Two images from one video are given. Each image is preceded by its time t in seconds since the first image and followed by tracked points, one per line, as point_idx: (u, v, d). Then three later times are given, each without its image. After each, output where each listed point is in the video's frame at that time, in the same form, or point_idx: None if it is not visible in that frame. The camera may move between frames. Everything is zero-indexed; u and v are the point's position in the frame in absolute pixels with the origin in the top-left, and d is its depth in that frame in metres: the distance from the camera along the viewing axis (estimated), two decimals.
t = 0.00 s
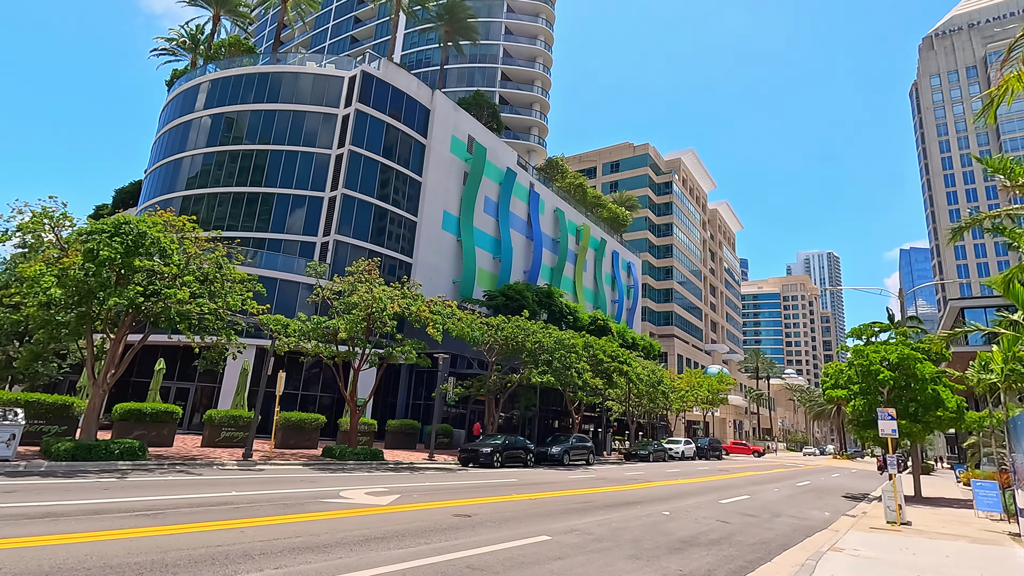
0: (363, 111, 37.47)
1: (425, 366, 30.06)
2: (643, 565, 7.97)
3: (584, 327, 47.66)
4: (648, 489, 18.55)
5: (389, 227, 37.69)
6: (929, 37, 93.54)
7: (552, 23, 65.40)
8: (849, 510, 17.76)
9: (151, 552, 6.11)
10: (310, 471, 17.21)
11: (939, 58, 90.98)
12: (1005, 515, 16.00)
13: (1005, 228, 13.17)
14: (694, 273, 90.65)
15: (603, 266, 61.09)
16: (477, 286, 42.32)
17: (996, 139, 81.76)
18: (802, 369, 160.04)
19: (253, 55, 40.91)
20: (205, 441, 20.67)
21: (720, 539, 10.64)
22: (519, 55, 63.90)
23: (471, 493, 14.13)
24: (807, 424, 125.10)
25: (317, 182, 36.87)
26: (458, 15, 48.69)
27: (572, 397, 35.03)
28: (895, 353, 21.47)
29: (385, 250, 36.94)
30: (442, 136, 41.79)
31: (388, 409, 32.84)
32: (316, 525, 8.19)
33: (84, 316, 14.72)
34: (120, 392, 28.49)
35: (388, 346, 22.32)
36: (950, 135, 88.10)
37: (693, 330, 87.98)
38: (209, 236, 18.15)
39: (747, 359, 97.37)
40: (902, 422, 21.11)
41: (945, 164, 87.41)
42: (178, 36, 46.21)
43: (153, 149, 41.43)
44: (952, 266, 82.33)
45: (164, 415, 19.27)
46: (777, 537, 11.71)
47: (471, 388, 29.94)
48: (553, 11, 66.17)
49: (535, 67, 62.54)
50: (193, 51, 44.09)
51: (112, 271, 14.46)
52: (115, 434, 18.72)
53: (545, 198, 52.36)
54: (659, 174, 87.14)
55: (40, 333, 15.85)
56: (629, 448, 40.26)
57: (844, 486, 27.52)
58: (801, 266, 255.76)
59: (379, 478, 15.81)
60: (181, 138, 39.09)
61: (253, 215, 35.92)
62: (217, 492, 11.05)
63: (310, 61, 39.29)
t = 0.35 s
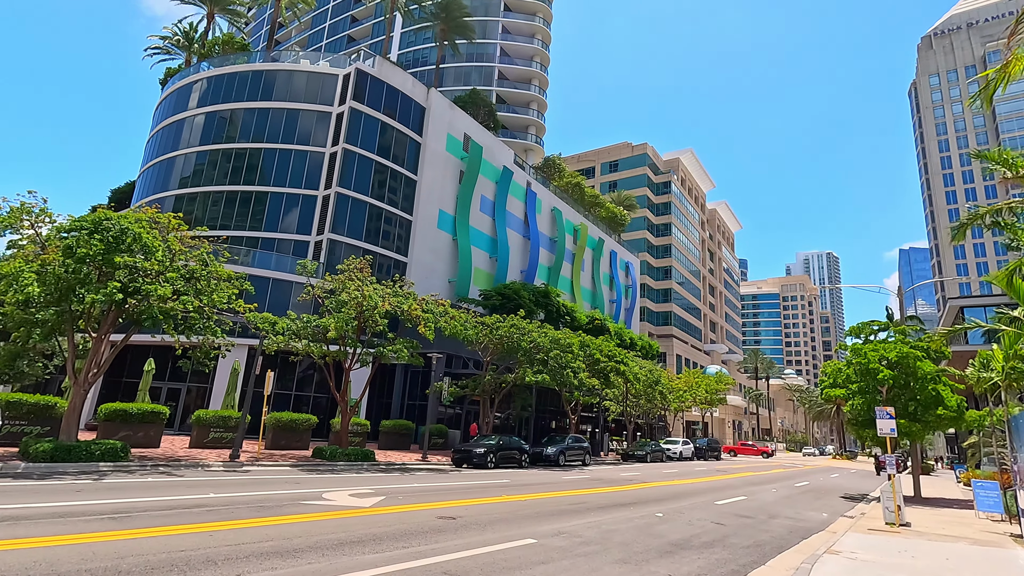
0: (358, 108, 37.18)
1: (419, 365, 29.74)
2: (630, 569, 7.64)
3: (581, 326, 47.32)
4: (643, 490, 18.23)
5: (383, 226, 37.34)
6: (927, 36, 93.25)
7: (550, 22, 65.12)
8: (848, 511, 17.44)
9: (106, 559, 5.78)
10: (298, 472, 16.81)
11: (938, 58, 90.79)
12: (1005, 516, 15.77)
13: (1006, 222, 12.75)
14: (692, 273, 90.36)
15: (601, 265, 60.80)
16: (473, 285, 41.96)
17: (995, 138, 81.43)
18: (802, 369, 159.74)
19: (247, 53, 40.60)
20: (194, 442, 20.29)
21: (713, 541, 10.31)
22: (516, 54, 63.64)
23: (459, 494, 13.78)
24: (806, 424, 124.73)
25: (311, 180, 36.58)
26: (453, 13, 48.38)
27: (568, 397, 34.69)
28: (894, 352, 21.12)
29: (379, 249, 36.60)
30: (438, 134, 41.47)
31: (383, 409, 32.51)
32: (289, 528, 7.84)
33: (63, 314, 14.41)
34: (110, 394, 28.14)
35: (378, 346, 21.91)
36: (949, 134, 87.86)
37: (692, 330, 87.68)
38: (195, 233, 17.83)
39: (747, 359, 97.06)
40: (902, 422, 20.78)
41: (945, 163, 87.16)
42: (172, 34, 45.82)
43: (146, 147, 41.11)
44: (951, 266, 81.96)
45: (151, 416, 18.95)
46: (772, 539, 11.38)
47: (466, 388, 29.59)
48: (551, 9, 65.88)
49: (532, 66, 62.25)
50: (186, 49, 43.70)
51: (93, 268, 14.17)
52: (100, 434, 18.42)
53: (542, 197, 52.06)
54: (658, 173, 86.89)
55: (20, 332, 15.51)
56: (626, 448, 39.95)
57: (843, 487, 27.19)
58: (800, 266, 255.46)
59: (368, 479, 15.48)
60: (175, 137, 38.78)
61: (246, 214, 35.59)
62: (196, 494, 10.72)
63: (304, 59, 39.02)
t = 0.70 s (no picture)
0: (351, 105, 36.82)
1: (412, 364, 29.37)
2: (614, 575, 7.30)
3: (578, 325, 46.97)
4: (637, 490, 17.89)
5: (377, 224, 36.97)
6: (926, 35, 93.11)
7: (547, 20, 64.82)
8: (845, 511, 17.11)
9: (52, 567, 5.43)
10: (285, 473, 16.40)
11: (936, 57, 90.58)
12: (1006, 517, 15.43)
13: (1007, 217, 12.39)
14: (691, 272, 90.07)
15: (599, 264, 60.48)
16: (468, 284, 41.59)
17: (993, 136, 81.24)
18: (801, 369, 159.43)
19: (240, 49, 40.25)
20: (180, 442, 19.85)
21: (705, 544, 9.97)
22: (513, 51, 63.35)
23: (446, 496, 13.41)
24: (805, 424, 124.40)
25: (304, 177, 36.23)
26: (448, 10, 48.10)
27: (564, 396, 34.35)
28: (893, 350, 20.82)
29: (373, 247, 36.24)
30: (433, 131, 41.11)
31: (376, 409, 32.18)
32: (257, 531, 7.49)
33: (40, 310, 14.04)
34: (99, 394, 27.81)
35: (368, 344, 21.50)
36: (948, 133, 87.58)
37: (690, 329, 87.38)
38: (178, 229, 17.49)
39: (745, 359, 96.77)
40: (900, 421, 20.46)
41: (944, 162, 86.87)
42: (165, 31, 45.43)
43: (138, 145, 40.73)
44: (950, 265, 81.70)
45: (135, 415, 18.59)
46: (766, 542, 11.03)
47: (460, 388, 29.23)
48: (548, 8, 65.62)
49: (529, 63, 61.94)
50: (179, 45, 43.33)
51: (70, 264, 13.79)
52: (82, 434, 18.06)
53: (538, 195, 51.72)
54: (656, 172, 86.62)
55: None
56: (623, 448, 39.62)
57: (841, 487, 26.83)
58: (798, 266, 255.26)
59: (354, 480, 15.12)
60: (167, 134, 38.39)
61: (238, 211, 35.25)
62: (171, 496, 10.36)
63: (298, 55, 38.74)
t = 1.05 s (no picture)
0: (343, 102, 36.53)
1: (404, 364, 29.08)
2: None
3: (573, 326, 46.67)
4: (628, 491, 17.58)
5: (370, 222, 36.63)
6: (922, 38, 93.21)
7: (543, 19, 64.61)
8: (838, 513, 16.82)
9: None
10: (270, 473, 16.07)
11: (933, 58, 90.63)
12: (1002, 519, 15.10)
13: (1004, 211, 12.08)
14: (688, 273, 89.85)
15: (595, 264, 60.21)
16: (462, 283, 41.27)
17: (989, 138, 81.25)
18: (799, 370, 159.29)
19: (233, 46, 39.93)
20: (164, 442, 19.45)
21: (692, 546, 9.66)
22: (509, 50, 63.14)
23: (429, 496, 13.05)
24: (803, 425, 124.14)
25: (296, 175, 35.92)
26: (443, 7, 47.68)
27: (558, 396, 34.09)
28: (887, 349, 20.58)
29: (365, 246, 35.91)
30: (427, 130, 40.82)
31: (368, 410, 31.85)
32: (220, 532, 7.15)
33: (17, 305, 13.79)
34: (87, 394, 27.45)
35: (357, 342, 21.15)
36: (944, 135, 87.60)
37: (687, 330, 87.11)
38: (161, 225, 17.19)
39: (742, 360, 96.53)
40: (895, 421, 20.20)
41: (940, 164, 86.89)
42: (157, 28, 45.06)
43: (130, 142, 40.35)
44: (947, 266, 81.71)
45: (116, 415, 18.24)
46: (756, 544, 10.73)
47: (452, 388, 28.93)
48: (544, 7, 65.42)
49: (525, 63, 61.72)
50: (172, 42, 42.97)
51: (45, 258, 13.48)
52: (62, 434, 17.72)
53: (534, 194, 51.47)
54: (653, 173, 86.43)
55: None
56: (617, 449, 39.30)
57: (837, 488, 26.50)
58: (796, 267, 255.11)
59: (337, 480, 14.77)
60: (158, 131, 38.03)
61: (229, 209, 34.93)
62: (141, 496, 10.03)
63: (291, 52, 38.41)
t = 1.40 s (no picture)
0: (335, 99, 36.17)
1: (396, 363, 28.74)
2: None
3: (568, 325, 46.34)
4: (619, 492, 17.27)
5: (362, 220, 36.26)
6: (919, 38, 93.17)
7: (539, 18, 64.34)
8: (833, 514, 16.53)
9: None
10: (253, 475, 15.70)
11: (930, 59, 90.64)
12: (998, 519, 14.89)
13: (1001, 205, 11.78)
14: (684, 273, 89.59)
15: (590, 264, 59.92)
16: (456, 282, 40.91)
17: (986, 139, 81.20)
18: (796, 371, 159.19)
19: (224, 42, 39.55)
20: (147, 443, 19.07)
21: (679, 550, 9.35)
22: (505, 49, 62.86)
23: (413, 498, 12.68)
24: (800, 425, 124.00)
25: (287, 173, 35.54)
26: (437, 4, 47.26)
27: (552, 396, 33.77)
28: (883, 348, 20.29)
29: (357, 244, 35.55)
30: (420, 127, 40.48)
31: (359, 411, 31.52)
32: (178, 537, 6.79)
33: None
34: (72, 393, 27.02)
35: (345, 341, 20.78)
36: (941, 135, 87.57)
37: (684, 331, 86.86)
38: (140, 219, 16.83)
39: (739, 360, 96.28)
40: (891, 421, 19.92)
41: (937, 164, 86.86)
42: (149, 25, 44.62)
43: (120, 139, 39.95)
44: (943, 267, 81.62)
45: (97, 414, 17.88)
46: (746, 547, 10.42)
47: (444, 388, 28.57)
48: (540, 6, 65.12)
49: (521, 62, 61.44)
50: (163, 39, 42.56)
51: (17, 254, 13.19)
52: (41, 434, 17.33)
53: (529, 193, 51.15)
54: (649, 173, 86.20)
55: None
56: (612, 450, 38.99)
57: (832, 489, 26.23)
58: (793, 268, 255.13)
59: (319, 482, 14.41)
60: (148, 128, 37.63)
61: (219, 207, 34.53)
62: (109, 498, 9.67)
63: (282, 48, 38.05)
